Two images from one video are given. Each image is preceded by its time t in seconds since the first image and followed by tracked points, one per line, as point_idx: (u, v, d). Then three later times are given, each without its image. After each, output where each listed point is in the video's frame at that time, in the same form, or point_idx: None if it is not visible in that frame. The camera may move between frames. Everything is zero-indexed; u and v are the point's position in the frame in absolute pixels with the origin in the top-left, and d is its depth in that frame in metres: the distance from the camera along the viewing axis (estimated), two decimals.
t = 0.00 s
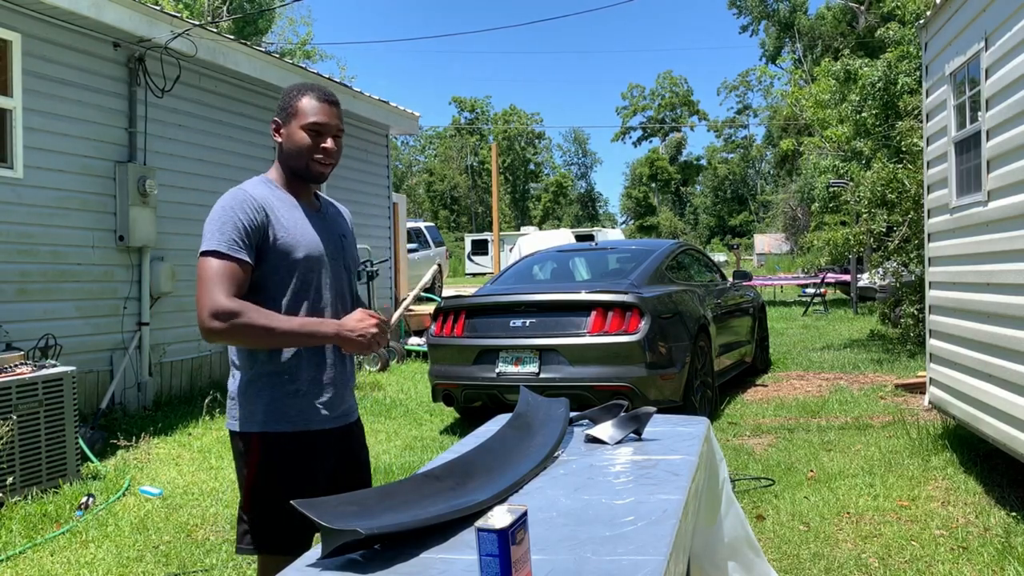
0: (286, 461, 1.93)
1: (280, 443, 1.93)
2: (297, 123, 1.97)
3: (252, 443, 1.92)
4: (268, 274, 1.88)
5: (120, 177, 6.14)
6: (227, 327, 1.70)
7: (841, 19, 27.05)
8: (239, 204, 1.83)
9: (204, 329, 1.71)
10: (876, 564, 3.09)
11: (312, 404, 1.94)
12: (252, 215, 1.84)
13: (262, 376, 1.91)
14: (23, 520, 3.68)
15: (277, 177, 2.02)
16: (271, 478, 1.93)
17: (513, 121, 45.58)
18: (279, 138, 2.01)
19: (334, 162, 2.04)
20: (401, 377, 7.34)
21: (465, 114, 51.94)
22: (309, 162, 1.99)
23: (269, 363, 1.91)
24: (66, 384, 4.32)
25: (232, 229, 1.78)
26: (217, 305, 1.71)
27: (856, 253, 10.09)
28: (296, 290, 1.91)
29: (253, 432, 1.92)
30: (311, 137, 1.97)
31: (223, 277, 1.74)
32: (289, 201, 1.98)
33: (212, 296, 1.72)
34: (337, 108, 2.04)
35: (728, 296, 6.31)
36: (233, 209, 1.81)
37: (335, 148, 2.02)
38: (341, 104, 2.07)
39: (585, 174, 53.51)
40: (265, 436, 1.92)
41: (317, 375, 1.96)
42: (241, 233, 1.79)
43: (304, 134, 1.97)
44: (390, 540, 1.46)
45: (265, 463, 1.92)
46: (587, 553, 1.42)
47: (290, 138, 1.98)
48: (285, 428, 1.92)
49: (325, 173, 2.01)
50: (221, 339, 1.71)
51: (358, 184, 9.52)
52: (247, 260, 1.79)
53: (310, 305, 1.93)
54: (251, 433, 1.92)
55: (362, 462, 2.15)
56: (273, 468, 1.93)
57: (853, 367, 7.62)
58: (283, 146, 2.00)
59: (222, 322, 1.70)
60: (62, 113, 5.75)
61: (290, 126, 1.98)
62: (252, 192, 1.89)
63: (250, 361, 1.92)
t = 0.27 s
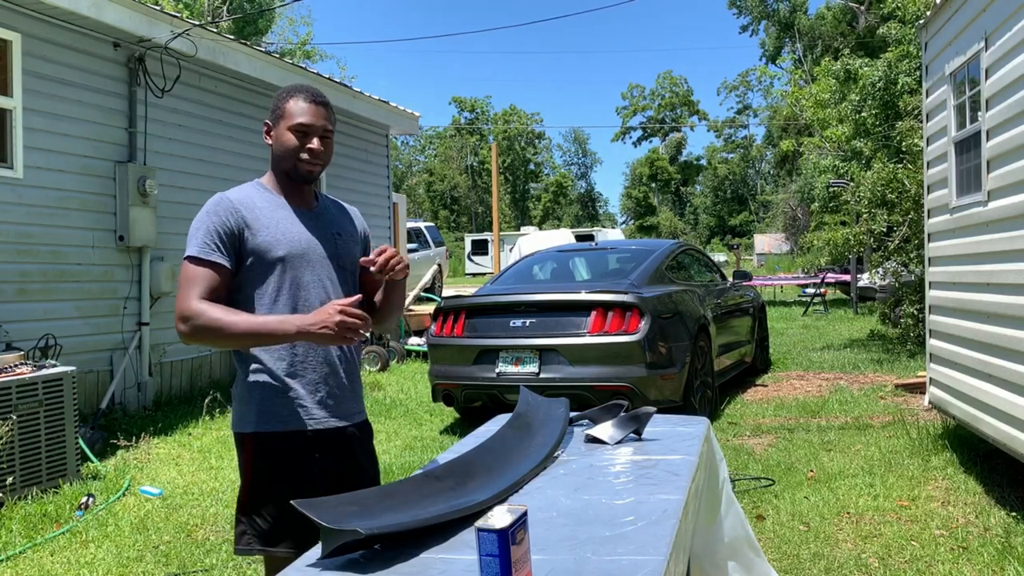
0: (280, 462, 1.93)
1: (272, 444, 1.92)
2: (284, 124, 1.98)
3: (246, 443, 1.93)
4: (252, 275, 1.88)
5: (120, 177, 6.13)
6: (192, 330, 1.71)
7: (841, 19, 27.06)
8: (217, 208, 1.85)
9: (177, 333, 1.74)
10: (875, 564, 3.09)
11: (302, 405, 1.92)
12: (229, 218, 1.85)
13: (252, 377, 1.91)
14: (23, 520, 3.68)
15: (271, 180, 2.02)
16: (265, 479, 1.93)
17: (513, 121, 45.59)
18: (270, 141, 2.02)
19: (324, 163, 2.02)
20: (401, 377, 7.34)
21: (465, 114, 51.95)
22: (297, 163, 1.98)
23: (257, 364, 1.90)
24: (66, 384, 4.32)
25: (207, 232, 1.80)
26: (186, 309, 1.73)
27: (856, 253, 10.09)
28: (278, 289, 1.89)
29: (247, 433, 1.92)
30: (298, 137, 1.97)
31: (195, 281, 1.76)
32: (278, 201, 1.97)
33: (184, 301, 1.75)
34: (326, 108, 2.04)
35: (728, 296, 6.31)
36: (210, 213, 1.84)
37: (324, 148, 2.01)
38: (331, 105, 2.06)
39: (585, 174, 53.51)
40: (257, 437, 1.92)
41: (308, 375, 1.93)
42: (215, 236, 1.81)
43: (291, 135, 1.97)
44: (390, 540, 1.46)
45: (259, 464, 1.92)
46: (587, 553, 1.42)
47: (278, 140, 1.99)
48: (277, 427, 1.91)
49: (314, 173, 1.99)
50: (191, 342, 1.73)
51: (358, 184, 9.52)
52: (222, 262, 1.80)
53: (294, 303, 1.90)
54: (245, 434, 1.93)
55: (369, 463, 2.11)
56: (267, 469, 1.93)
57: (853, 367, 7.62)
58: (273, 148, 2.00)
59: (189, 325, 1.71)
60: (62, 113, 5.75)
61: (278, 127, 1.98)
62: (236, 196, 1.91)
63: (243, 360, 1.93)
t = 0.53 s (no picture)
0: (277, 462, 1.92)
1: (269, 444, 1.92)
2: (278, 127, 1.98)
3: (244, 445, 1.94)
4: (243, 278, 1.90)
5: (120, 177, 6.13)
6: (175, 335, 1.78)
7: (841, 19, 27.06)
8: (207, 214, 1.89)
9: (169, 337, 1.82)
10: (875, 564, 3.09)
11: (296, 405, 1.91)
12: (219, 223, 1.88)
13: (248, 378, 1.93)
14: (23, 520, 3.67)
15: (269, 184, 2.03)
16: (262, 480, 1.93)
17: (513, 121, 45.59)
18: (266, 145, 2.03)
19: (319, 166, 2.01)
20: (401, 377, 7.34)
21: (465, 114, 51.96)
22: (290, 165, 1.97)
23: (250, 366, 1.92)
24: (66, 384, 4.32)
25: (196, 239, 1.85)
26: (172, 314, 1.80)
27: (856, 253, 10.09)
28: (268, 291, 1.89)
29: (244, 434, 1.93)
30: (291, 141, 1.97)
31: (182, 286, 1.82)
32: (272, 204, 1.97)
33: (172, 306, 1.82)
34: (321, 112, 2.03)
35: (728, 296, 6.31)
36: (200, 220, 1.88)
37: (317, 152, 2.00)
38: (327, 109, 2.06)
39: (585, 174, 53.50)
40: (254, 438, 1.92)
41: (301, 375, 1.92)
42: (203, 242, 1.85)
43: (285, 139, 1.98)
44: (390, 540, 1.46)
45: (256, 465, 1.93)
46: (587, 553, 1.42)
47: (273, 144, 1.99)
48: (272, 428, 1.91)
49: (308, 176, 1.98)
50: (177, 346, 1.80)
51: (358, 184, 9.52)
52: (209, 267, 1.84)
53: (285, 305, 1.90)
54: (243, 436, 1.94)
55: (372, 465, 2.09)
56: (264, 470, 1.93)
57: (853, 367, 7.62)
58: (269, 152, 2.01)
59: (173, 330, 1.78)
60: (62, 113, 5.75)
61: (272, 131, 1.99)
62: (230, 201, 1.94)
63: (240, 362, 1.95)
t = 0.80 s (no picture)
0: (274, 460, 1.93)
1: (267, 442, 1.92)
2: (281, 127, 1.98)
3: (242, 442, 1.94)
4: (246, 275, 1.90)
5: (120, 177, 6.14)
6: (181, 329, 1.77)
7: (841, 19, 27.05)
8: (213, 209, 1.88)
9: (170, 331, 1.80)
10: (875, 564, 3.09)
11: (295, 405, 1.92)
12: (224, 219, 1.87)
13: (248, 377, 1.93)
14: (23, 520, 3.68)
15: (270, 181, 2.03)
16: (259, 477, 1.93)
17: (513, 121, 45.59)
18: (268, 143, 2.03)
19: (320, 166, 2.01)
20: (401, 377, 7.34)
21: (465, 114, 51.98)
22: (292, 166, 1.97)
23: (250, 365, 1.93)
24: (66, 384, 4.32)
25: (200, 234, 1.84)
26: (175, 308, 1.78)
27: (856, 253, 10.10)
28: (271, 289, 1.90)
29: (242, 431, 1.94)
30: (293, 142, 1.97)
31: (186, 281, 1.81)
32: (275, 202, 1.97)
33: (175, 300, 1.80)
34: (324, 111, 2.02)
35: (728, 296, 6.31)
36: (205, 215, 1.86)
37: (319, 152, 2.00)
38: (330, 107, 2.05)
39: (585, 174, 53.49)
40: (252, 435, 1.93)
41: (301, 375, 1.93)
42: (207, 237, 1.84)
43: (286, 139, 1.97)
44: (390, 540, 1.46)
45: (254, 463, 1.93)
46: (587, 553, 1.42)
47: (275, 143, 1.99)
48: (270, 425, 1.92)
49: (310, 176, 1.98)
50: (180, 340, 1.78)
51: (358, 184, 9.52)
52: (213, 263, 1.84)
53: (286, 304, 1.90)
54: (240, 433, 1.94)
55: (370, 468, 2.08)
56: (260, 468, 1.93)
57: (853, 367, 7.63)
58: (271, 151, 2.01)
59: (178, 323, 1.76)
60: (62, 113, 5.75)
61: (274, 130, 1.98)
62: (234, 197, 1.93)
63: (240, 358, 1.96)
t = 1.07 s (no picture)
0: (277, 461, 1.93)
1: (271, 443, 1.92)
2: (309, 130, 1.95)
3: (243, 443, 1.93)
4: (257, 277, 1.89)
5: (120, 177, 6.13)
6: (189, 328, 1.74)
7: (841, 19, 27.05)
8: (231, 207, 1.84)
9: (170, 327, 1.76)
10: (875, 564, 3.09)
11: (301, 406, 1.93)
12: (242, 219, 1.84)
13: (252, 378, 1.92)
14: (23, 520, 3.68)
15: (283, 175, 2.01)
16: (260, 477, 1.93)
17: (513, 121, 45.58)
18: (290, 139, 1.99)
19: (342, 173, 2.01)
20: (401, 377, 7.34)
21: (465, 114, 51.99)
22: (316, 171, 1.96)
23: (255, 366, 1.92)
24: (66, 384, 4.32)
25: (218, 232, 1.80)
26: (184, 305, 1.74)
27: (856, 253, 10.10)
28: (281, 294, 1.91)
29: (243, 432, 1.93)
30: (320, 148, 1.95)
31: (196, 277, 1.77)
32: (290, 203, 1.96)
33: (183, 296, 1.76)
34: (352, 118, 2.01)
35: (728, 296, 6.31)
36: (222, 212, 1.83)
37: (343, 160, 2.00)
38: (357, 113, 2.03)
39: (585, 174, 53.48)
40: (255, 436, 1.92)
41: (307, 377, 1.95)
42: (225, 237, 1.81)
43: (314, 143, 1.95)
44: (390, 540, 1.46)
45: (256, 464, 1.92)
46: (587, 553, 1.42)
47: (300, 143, 1.96)
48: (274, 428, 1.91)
49: (331, 183, 1.99)
50: (185, 338, 1.76)
51: (358, 184, 9.52)
52: (228, 264, 1.81)
53: (295, 310, 1.93)
54: (241, 433, 1.93)
55: (360, 463, 2.12)
56: (263, 468, 1.92)
57: (853, 367, 7.63)
58: (293, 149, 1.98)
59: (187, 321, 1.74)
60: (62, 113, 5.75)
61: (301, 131, 1.95)
62: (251, 195, 1.90)
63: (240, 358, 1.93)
